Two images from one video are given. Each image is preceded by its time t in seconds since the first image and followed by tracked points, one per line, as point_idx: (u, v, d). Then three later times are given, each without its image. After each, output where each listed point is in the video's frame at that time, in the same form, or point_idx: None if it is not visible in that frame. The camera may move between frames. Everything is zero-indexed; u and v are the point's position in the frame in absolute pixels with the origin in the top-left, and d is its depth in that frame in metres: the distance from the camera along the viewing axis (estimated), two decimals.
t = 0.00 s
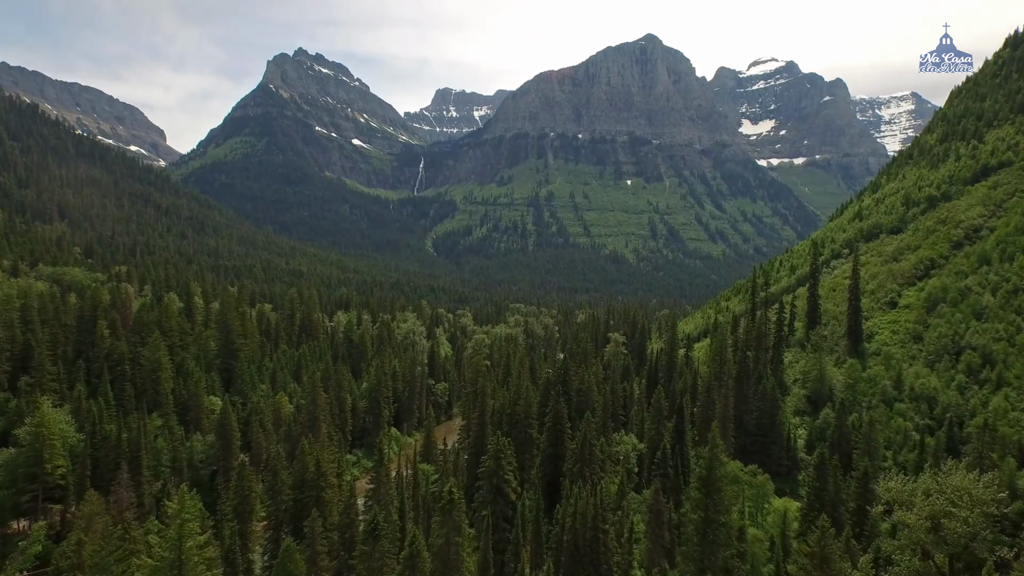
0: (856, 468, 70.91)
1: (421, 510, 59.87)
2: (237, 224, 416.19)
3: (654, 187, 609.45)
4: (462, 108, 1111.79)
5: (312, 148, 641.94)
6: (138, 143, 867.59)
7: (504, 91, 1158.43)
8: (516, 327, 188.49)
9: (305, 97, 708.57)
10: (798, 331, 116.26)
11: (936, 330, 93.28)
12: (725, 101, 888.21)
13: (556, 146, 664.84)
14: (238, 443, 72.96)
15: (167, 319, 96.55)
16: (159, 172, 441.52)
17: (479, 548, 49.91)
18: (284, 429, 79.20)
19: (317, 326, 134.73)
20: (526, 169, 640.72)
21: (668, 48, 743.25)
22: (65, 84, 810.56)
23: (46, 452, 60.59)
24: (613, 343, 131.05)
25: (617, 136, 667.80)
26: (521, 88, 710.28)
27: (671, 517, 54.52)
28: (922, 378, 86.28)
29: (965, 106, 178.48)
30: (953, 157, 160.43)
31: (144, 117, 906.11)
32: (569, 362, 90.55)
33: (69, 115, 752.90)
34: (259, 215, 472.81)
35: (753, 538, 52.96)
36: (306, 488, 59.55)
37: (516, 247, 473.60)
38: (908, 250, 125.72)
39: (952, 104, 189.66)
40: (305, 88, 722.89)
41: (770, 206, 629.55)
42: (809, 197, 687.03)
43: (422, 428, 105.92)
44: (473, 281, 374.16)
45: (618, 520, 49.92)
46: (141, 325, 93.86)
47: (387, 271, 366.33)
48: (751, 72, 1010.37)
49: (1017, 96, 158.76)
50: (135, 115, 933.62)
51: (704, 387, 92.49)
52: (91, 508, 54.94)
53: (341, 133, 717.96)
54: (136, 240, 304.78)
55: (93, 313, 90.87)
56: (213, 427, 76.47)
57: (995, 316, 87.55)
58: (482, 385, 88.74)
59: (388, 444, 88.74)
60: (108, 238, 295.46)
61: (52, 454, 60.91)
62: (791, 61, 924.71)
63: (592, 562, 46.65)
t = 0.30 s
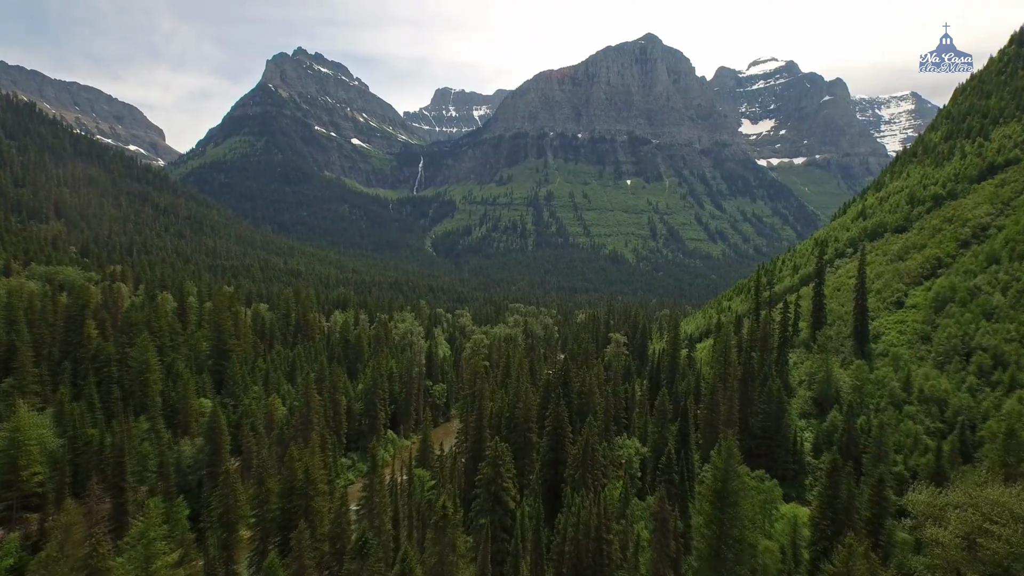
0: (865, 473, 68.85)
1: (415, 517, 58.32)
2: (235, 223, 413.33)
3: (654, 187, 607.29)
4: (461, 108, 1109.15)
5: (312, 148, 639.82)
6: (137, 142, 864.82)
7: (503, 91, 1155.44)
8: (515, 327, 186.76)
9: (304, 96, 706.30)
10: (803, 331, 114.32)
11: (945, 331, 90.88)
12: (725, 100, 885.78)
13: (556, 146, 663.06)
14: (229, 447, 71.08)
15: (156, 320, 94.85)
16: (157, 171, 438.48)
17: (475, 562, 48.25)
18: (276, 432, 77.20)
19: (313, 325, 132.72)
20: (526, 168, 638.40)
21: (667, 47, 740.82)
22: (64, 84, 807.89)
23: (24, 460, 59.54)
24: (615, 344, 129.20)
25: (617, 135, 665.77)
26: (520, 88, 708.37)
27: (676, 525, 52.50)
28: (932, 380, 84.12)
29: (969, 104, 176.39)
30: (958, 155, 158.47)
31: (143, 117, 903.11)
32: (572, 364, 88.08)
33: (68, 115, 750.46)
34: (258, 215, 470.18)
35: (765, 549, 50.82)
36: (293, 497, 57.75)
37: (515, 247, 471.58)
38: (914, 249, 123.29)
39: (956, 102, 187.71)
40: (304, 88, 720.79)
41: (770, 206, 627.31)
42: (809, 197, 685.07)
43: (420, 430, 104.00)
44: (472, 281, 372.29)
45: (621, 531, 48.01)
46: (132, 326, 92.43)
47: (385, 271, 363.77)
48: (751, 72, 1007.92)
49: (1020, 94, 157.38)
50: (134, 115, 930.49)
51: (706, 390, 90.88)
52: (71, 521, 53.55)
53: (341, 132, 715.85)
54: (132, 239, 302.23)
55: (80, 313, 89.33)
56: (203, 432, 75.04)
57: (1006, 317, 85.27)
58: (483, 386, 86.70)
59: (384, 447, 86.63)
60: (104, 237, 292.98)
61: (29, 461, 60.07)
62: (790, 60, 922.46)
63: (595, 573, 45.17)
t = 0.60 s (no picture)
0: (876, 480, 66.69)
1: (409, 525, 56.43)
2: (233, 223, 410.29)
3: (654, 186, 605.26)
4: (461, 108, 1106.24)
5: (311, 148, 636.90)
6: (136, 141, 861.25)
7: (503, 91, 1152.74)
8: (515, 326, 184.58)
9: (303, 96, 703.93)
10: (809, 331, 112.09)
11: (955, 331, 88.63)
12: (725, 100, 883.63)
13: (556, 146, 660.96)
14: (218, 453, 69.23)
15: (146, 320, 92.80)
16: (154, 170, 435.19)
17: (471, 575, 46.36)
18: (268, 436, 74.93)
19: (309, 326, 130.51)
20: (525, 168, 635.98)
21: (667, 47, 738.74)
22: (62, 83, 804.66)
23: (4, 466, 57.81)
24: (617, 344, 127.07)
25: (617, 135, 663.66)
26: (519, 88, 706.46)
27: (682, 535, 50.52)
28: (942, 382, 81.81)
29: (974, 102, 174.31)
30: (962, 154, 156.47)
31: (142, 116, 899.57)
32: (573, 366, 85.91)
33: (67, 114, 747.38)
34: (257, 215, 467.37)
35: (779, 559, 48.74)
36: (282, 506, 55.87)
37: (515, 246, 469.37)
38: (920, 248, 121.09)
39: (959, 100, 185.60)
40: (303, 87, 718.41)
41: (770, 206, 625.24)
42: (809, 196, 683.09)
43: (417, 432, 101.90)
44: (472, 280, 370.14)
45: (627, 541, 46.11)
46: (122, 326, 90.49)
47: (385, 270, 360.89)
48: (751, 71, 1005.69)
49: None
50: (133, 114, 926.77)
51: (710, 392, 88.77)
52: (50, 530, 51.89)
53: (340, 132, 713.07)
54: (129, 239, 299.42)
55: (68, 314, 87.28)
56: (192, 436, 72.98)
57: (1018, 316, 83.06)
58: (481, 387, 84.59)
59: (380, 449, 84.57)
60: (101, 237, 290.23)
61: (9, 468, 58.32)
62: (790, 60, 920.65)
63: None
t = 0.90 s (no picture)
0: (889, 486, 64.51)
1: (402, 534, 54.59)
2: (232, 222, 407.46)
3: (654, 186, 602.97)
4: (460, 107, 1103.16)
5: (311, 148, 634.33)
6: (135, 141, 858.07)
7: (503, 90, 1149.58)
8: (514, 326, 182.33)
9: (302, 95, 701.57)
10: (816, 331, 109.72)
11: (965, 331, 86.17)
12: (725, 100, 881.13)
13: (555, 145, 658.48)
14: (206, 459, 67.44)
15: (135, 321, 90.76)
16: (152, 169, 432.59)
17: None
18: (258, 441, 72.99)
19: (306, 326, 128.32)
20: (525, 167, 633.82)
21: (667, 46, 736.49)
22: (61, 82, 801.33)
23: None
24: (618, 345, 124.81)
25: (616, 135, 661.32)
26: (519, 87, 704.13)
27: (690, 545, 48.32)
28: (954, 384, 79.27)
29: (980, 99, 171.76)
30: (968, 152, 154.03)
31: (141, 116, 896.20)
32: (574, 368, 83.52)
33: (66, 114, 743.68)
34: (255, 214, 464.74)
35: (793, 572, 46.59)
36: (269, 517, 54.08)
37: (514, 246, 467.01)
38: (927, 247, 118.74)
39: (964, 98, 183.22)
40: (303, 87, 716.13)
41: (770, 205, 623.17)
42: (809, 196, 680.92)
43: (414, 435, 99.75)
44: (470, 280, 367.74)
45: (632, 553, 44.03)
46: (110, 327, 88.54)
47: (384, 271, 358.09)
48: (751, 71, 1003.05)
49: None
50: (132, 113, 923.43)
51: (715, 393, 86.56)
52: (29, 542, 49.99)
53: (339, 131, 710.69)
54: (127, 238, 296.89)
55: (55, 314, 85.12)
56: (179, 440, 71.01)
57: None
58: (480, 389, 82.23)
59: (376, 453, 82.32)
60: (98, 236, 287.61)
61: None
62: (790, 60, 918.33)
63: None
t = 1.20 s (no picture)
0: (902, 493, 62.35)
1: (397, 543, 52.70)
2: (230, 222, 404.99)
3: (654, 186, 600.95)
4: (460, 107, 1100.54)
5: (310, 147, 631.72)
6: (134, 141, 855.63)
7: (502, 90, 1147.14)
8: (513, 327, 180.28)
9: (301, 95, 699.39)
10: (822, 332, 107.68)
11: (976, 332, 83.68)
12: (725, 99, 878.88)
13: (555, 145, 656.26)
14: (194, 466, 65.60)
15: (125, 321, 88.72)
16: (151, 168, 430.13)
17: None
18: (248, 446, 71.03)
19: (302, 326, 126.24)
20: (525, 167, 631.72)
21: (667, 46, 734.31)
22: (60, 82, 798.96)
23: None
24: (620, 345, 122.89)
25: (616, 134, 659.32)
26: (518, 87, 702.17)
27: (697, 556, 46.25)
28: (966, 386, 76.81)
29: (984, 97, 169.54)
30: (974, 150, 151.82)
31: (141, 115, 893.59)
32: (575, 369, 81.41)
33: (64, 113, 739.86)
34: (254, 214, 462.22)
35: None
36: (255, 527, 52.46)
37: (514, 246, 464.77)
38: (933, 246, 116.48)
39: (968, 96, 180.86)
40: (302, 87, 714.04)
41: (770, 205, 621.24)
42: (810, 196, 678.87)
43: (412, 437, 97.64)
44: (468, 280, 365.35)
45: (638, 567, 42.03)
46: (97, 328, 86.64)
47: (384, 271, 356.05)
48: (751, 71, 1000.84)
49: None
50: (132, 113, 921.04)
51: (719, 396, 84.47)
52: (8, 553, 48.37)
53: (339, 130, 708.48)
54: (124, 237, 294.44)
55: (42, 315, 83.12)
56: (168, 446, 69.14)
57: None
58: (479, 391, 79.99)
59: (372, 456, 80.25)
60: (95, 236, 285.34)
61: None
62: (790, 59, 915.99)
63: None
